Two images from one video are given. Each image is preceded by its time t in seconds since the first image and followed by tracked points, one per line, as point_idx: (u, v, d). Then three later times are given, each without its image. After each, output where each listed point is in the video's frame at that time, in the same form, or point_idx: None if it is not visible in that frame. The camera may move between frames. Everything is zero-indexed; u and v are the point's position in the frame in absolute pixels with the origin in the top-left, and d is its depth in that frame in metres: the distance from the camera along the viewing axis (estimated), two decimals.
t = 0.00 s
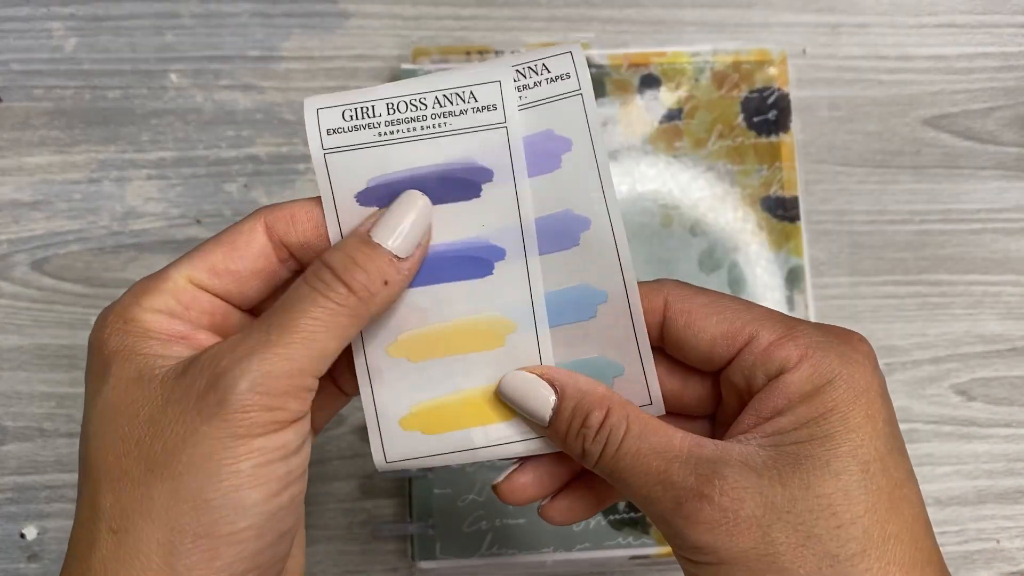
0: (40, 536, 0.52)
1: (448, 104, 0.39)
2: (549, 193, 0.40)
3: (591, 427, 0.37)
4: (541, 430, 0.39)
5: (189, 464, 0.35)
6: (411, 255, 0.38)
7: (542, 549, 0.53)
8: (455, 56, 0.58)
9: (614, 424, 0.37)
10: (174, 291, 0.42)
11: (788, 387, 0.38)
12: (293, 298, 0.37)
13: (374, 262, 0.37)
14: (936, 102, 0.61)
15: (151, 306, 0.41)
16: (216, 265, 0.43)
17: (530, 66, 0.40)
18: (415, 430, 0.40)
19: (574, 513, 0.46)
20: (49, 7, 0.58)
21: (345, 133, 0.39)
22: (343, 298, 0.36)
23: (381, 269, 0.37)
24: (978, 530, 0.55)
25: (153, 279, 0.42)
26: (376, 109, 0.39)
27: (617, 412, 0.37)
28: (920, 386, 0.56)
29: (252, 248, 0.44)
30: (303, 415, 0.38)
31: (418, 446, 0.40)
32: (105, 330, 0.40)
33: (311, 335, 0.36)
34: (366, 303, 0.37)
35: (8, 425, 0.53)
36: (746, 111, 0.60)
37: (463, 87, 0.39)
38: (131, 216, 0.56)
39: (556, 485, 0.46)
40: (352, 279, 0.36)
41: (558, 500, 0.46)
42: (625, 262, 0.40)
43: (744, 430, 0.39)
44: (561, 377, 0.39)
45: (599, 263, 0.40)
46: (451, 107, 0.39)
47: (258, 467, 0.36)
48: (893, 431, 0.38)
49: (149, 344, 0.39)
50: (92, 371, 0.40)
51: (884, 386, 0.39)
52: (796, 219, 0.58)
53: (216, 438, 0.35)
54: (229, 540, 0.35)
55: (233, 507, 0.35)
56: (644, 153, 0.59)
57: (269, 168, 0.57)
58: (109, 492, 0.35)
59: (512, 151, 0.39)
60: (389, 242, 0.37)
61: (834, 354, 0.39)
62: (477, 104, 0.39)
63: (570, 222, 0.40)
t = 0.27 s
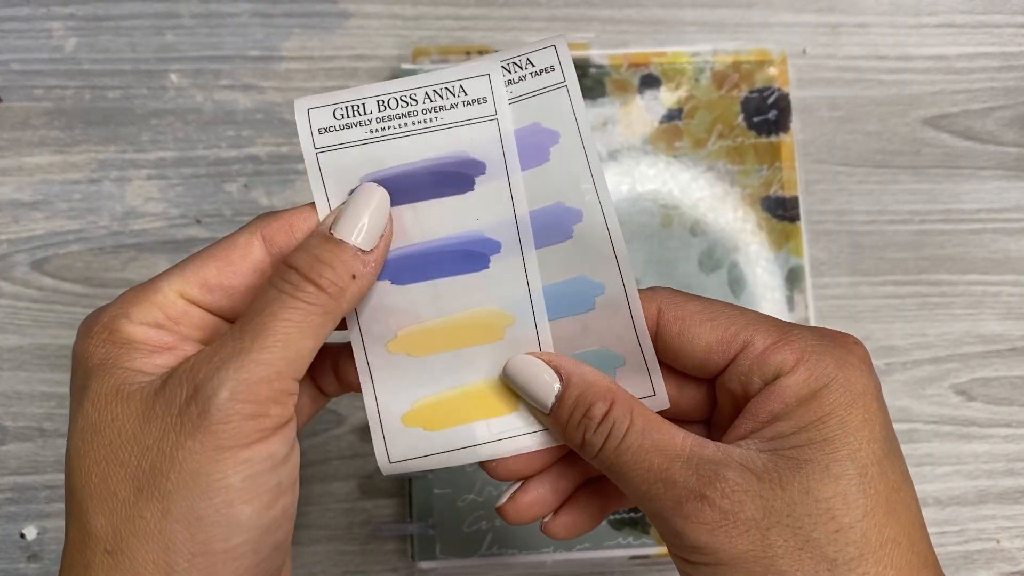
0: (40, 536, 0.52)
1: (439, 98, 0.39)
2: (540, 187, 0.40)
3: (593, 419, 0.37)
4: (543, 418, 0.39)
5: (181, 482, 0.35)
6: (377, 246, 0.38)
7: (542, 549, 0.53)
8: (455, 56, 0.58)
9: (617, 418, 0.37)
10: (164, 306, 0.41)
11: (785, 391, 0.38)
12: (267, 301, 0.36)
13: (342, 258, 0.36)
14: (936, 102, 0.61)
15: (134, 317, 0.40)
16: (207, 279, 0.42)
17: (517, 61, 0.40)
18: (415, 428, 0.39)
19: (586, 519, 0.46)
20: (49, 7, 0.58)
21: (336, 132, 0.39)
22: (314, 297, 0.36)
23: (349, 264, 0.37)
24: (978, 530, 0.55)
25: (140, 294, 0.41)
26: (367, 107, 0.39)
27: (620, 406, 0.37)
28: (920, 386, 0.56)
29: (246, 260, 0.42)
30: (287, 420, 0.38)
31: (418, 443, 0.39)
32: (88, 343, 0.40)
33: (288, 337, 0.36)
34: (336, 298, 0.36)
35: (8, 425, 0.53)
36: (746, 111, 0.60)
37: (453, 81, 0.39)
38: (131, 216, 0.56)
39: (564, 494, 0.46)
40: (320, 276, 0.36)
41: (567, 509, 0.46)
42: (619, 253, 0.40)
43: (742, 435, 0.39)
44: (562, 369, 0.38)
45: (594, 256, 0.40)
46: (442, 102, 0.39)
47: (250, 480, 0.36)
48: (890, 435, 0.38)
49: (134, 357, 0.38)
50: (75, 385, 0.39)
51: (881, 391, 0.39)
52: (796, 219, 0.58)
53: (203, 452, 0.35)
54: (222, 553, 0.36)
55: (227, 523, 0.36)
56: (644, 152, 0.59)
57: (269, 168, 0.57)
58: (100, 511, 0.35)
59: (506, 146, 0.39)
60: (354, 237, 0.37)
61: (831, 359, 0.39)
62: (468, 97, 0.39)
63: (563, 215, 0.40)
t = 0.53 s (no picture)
0: (40, 536, 0.52)
1: (423, 107, 0.38)
2: (530, 188, 0.40)
3: (588, 418, 0.37)
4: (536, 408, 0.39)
5: (222, 506, 0.35)
6: (427, 298, 0.38)
7: (542, 549, 0.53)
8: (455, 57, 0.58)
9: (614, 416, 0.37)
10: (177, 318, 0.41)
11: (773, 395, 0.38)
12: (318, 338, 0.36)
13: (395, 303, 0.37)
14: (936, 102, 0.61)
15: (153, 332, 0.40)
16: (215, 285, 0.42)
17: (502, 61, 0.39)
18: (411, 423, 0.40)
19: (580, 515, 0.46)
20: (49, 6, 0.58)
21: (319, 149, 0.38)
22: (368, 341, 0.36)
23: (402, 314, 0.37)
24: (978, 530, 0.55)
25: (150, 302, 0.41)
26: (347, 120, 0.38)
27: (617, 405, 0.37)
28: (920, 386, 0.56)
29: (248, 263, 0.43)
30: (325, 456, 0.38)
31: (412, 438, 0.40)
32: (112, 361, 0.39)
33: (343, 381, 0.36)
34: (388, 345, 0.37)
35: (8, 425, 0.53)
36: (746, 111, 0.60)
37: (434, 87, 0.38)
38: (131, 216, 0.56)
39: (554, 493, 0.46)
40: (375, 322, 0.36)
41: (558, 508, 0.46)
42: (613, 256, 0.40)
43: (733, 440, 0.38)
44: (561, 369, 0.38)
45: (587, 258, 0.40)
46: (425, 112, 0.38)
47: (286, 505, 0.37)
48: (880, 438, 0.38)
49: (164, 379, 0.38)
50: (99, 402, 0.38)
51: (870, 394, 0.39)
52: (796, 219, 0.58)
53: (249, 482, 0.35)
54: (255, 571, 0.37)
55: (263, 543, 0.36)
56: (645, 152, 0.59)
57: (269, 168, 0.57)
58: (136, 531, 0.35)
59: (494, 150, 0.38)
60: (406, 282, 0.37)
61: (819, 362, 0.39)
62: (452, 105, 0.38)
63: (555, 215, 0.40)
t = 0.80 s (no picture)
0: (40, 536, 0.52)
1: (408, 106, 0.38)
2: (513, 188, 0.40)
3: (571, 444, 0.36)
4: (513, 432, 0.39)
5: (215, 505, 0.35)
6: (413, 296, 0.39)
7: (541, 549, 0.53)
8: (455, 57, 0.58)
9: (599, 442, 0.35)
10: (161, 317, 0.41)
11: (770, 402, 0.38)
12: (307, 337, 0.36)
13: (383, 301, 0.37)
14: (936, 102, 0.61)
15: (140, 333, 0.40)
16: (196, 281, 0.42)
17: (487, 61, 0.40)
18: (389, 421, 0.40)
19: (567, 511, 0.46)
20: (49, 6, 0.58)
21: (304, 145, 0.38)
22: (355, 337, 0.36)
23: (389, 312, 0.37)
24: (978, 530, 0.55)
25: (135, 303, 0.41)
26: (334, 117, 0.38)
27: (601, 430, 0.36)
28: (920, 386, 0.56)
29: (229, 259, 0.43)
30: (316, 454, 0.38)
31: (394, 436, 0.40)
32: (98, 365, 0.39)
33: (331, 377, 0.36)
34: (376, 343, 0.37)
35: (8, 425, 0.53)
36: (746, 111, 0.60)
37: (421, 86, 0.38)
38: (131, 216, 0.56)
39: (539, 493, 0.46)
40: (364, 320, 0.36)
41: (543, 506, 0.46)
42: (596, 256, 0.40)
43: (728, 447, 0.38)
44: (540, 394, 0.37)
45: (569, 258, 0.40)
46: (412, 110, 0.38)
47: (281, 504, 0.36)
48: (873, 444, 0.38)
49: (152, 381, 0.38)
50: (87, 405, 0.38)
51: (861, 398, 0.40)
52: (796, 219, 0.58)
53: (242, 480, 0.35)
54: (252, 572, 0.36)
55: (260, 541, 0.36)
56: (644, 153, 0.59)
57: (269, 168, 0.57)
58: (129, 531, 0.35)
59: (479, 150, 0.38)
60: (392, 281, 0.37)
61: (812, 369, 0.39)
62: (438, 104, 0.38)
63: (538, 216, 0.40)
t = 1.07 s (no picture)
0: (40, 536, 0.52)
1: (405, 100, 0.39)
2: (504, 186, 0.40)
3: (555, 442, 0.37)
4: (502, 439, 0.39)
5: (207, 510, 0.35)
6: (416, 307, 0.38)
7: (541, 549, 0.53)
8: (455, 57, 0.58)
9: (580, 441, 0.36)
10: (153, 316, 0.41)
11: (755, 398, 0.38)
12: (306, 345, 0.36)
13: (385, 312, 0.37)
14: (936, 102, 0.61)
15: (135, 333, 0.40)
16: (186, 278, 0.42)
17: (479, 60, 0.40)
18: (378, 423, 0.40)
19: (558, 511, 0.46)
20: (49, 6, 0.58)
21: (302, 132, 0.39)
22: (355, 349, 0.36)
23: (392, 324, 0.37)
24: (978, 530, 0.55)
25: (126, 302, 0.41)
26: (333, 107, 0.39)
27: (583, 428, 0.36)
28: (920, 386, 0.57)
29: (217, 253, 0.43)
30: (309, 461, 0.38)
31: (381, 437, 0.40)
32: (92, 367, 0.39)
33: (328, 386, 0.36)
34: (377, 354, 0.37)
35: (8, 425, 0.53)
36: (746, 111, 0.60)
37: (417, 82, 0.39)
38: (131, 216, 0.56)
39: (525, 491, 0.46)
40: (365, 330, 0.36)
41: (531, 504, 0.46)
42: (582, 255, 0.40)
43: (711, 442, 0.38)
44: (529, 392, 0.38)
45: (554, 254, 0.40)
46: (409, 104, 0.39)
47: (274, 510, 0.37)
48: (859, 443, 0.38)
49: (146, 383, 0.38)
50: (82, 406, 0.38)
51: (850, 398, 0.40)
52: (796, 219, 0.58)
53: (236, 487, 0.35)
54: None
55: (251, 547, 0.36)
56: (645, 153, 0.59)
57: (269, 169, 0.57)
58: (122, 534, 0.35)
59: (472, 148, 0.39)
60: (395, 292, 0.37)
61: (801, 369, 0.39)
62: (433, 99, 0.39)
63: (525, 214, 0.40)
